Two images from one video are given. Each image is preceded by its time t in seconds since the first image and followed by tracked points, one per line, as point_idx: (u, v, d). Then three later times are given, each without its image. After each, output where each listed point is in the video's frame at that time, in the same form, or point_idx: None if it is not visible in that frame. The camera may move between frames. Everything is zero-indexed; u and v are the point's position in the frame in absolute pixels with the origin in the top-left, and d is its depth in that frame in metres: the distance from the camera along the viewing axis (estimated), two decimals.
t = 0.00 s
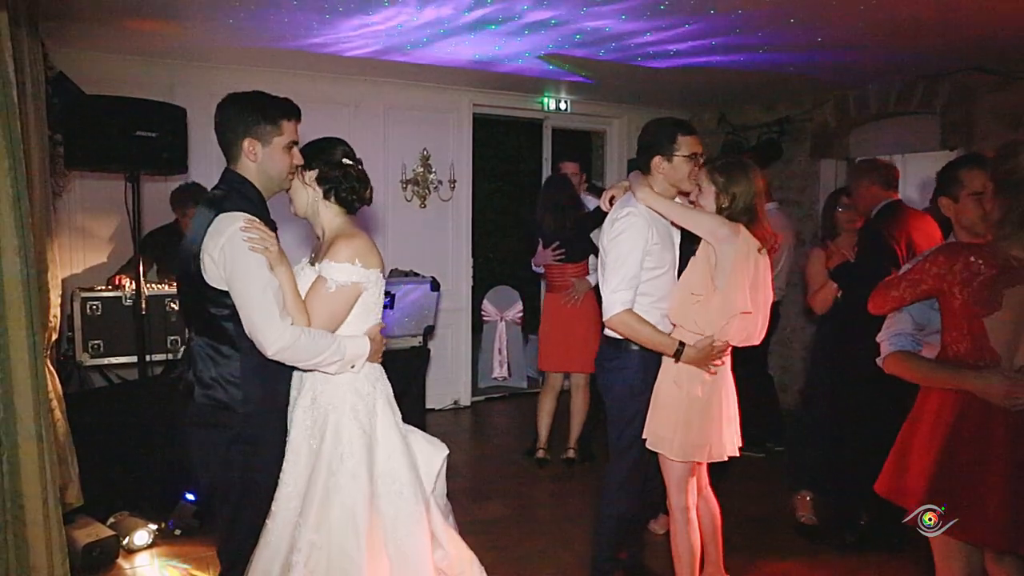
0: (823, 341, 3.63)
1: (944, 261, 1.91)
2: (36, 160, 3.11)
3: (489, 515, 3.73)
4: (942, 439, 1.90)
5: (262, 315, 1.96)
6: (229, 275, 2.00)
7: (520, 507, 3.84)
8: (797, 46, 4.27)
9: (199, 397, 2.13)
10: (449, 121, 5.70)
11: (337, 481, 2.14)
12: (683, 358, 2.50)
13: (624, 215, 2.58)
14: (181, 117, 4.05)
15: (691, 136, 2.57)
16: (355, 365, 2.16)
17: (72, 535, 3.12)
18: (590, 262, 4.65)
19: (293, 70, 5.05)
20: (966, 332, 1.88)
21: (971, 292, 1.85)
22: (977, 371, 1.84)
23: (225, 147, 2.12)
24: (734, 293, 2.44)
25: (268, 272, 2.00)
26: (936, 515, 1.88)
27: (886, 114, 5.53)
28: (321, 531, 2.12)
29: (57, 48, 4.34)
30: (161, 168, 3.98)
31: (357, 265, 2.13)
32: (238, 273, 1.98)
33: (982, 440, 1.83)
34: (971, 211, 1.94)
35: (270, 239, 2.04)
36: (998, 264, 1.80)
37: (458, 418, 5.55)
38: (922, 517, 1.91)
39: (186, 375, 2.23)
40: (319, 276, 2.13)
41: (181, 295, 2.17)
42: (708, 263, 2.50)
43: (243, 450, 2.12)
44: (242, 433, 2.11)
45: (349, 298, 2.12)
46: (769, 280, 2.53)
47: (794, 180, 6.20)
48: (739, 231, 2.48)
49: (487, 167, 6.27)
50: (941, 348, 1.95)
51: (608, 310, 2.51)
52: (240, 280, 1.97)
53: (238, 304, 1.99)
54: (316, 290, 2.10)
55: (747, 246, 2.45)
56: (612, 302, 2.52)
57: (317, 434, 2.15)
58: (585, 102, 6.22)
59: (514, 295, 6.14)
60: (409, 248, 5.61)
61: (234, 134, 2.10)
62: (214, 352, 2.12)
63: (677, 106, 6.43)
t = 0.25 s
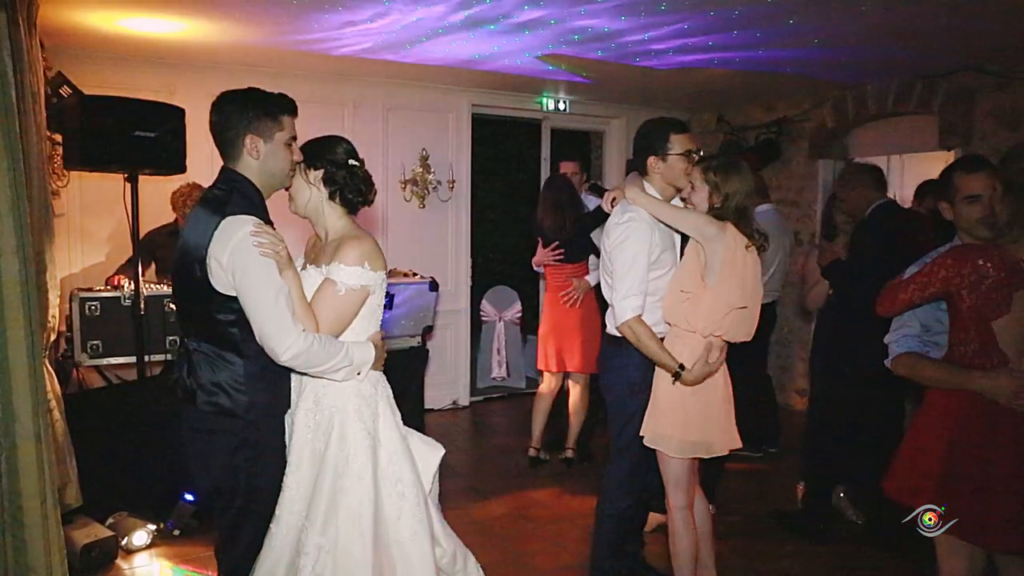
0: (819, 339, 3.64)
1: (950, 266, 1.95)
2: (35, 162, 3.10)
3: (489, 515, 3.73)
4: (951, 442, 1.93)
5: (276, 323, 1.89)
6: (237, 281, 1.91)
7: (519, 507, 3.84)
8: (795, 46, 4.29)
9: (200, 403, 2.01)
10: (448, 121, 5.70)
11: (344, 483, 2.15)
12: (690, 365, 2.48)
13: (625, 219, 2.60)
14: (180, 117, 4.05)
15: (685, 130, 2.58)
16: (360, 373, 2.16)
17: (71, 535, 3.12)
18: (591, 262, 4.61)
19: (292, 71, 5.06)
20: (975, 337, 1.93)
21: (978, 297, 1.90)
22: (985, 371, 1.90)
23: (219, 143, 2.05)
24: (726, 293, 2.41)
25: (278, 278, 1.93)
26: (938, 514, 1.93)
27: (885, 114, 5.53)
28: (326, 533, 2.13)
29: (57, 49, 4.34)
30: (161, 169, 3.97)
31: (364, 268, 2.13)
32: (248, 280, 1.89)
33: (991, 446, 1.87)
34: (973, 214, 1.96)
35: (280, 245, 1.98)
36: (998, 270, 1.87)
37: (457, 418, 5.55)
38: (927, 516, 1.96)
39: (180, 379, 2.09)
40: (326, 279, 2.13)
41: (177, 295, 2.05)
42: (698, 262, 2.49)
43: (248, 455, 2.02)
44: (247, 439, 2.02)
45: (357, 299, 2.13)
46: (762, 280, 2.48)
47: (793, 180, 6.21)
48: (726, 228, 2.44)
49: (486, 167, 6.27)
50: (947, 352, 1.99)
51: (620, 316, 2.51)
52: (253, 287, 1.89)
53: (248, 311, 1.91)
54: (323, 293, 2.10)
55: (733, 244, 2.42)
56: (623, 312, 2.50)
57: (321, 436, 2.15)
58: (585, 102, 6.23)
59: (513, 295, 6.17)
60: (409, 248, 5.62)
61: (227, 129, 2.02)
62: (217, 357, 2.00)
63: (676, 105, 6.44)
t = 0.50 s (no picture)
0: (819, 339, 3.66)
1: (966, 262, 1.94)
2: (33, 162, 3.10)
3: (489, 516, 3.72)
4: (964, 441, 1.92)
5: (282, 323, 1.89)
6: (242, 281, 1.90)
7: (519, 508, 3.83)
8: (795, 46, 4.28)
9: (203, 405, 1.97)
10: (447, 122, 5.70)
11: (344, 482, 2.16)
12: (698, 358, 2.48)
13: (625, 221, 2.61)
14: (179, 118, 4.05)
15: (681, 130, 2.61)
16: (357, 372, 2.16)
17: (70, 536, 3.11)
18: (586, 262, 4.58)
19: (291, 72, 5.06)
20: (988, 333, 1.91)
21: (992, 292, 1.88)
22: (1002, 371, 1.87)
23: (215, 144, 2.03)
24: (723, 292, 2.41)
25: (282, 278, 1.92)
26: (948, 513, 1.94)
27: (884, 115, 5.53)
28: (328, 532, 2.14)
29: (55, 50, 4.33)
30: (159, 169, 3.97)
31: (364, 268, 2.13)
32: (255, 279, 1.88)
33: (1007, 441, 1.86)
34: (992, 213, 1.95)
35: (284, 244, 1.97)
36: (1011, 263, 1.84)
37: (457, 418, 5.55)
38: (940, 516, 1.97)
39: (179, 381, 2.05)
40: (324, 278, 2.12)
41: (176, 296, 2.00)
42: (694, 263, 2.49)
43: (253, 455, 2.00)
44: (253, 440, 2.00)
45: (356, 299, 2.13)
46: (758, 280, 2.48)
47: (792, 180, 6.21)
48: (722, 227, 2.44)
49: (485, 167, 6.26)
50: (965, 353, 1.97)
51: (625, 314, 2.51)
52: (259, 286, 1.88)
53: (253, 312, 1.90)
54: (322, 293, 2.09)
55: (730, 243, 2.40)
56: (626, 308, 2.52)
57: (319, 435, 2.15)
58: (584, 102, 6.22)
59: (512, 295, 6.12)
60: (408, 248, 5.61)
61: (224, 130, 2.00)
62: (221, 358, 1.97)
63: (675, 106, 6.43)
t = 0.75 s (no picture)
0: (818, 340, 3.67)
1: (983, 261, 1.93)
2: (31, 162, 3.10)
3: (489, 516, 3.72)
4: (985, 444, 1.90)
5: (283, 319, 1.89)
6: (243, 277, 1.90)
7: (518, 508, 3.83)
8: (794, 47, 4.29)
9: (207, 403, 1.97)
10: (447, 122, 5.70)
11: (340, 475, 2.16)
12: (698, 351, 2.48)
13: (623, 222, 2.60)
14: (179, 118, 4.05)
15: (684, 135, 2.65)
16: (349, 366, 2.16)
17: (69, 536, 3.10)
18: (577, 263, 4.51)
19: (291, 72, 5.06)
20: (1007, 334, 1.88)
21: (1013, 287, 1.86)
22: None
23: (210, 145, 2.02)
24: (719, 291, 2.42)
25: (282, 274, 1.93)
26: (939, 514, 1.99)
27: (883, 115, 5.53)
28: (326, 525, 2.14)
29: (54, 49, 4.33)
30: (158, 169, 3.96)
31: (357, 263, 2.14)
32: (256, 275, 1.88)
33: None
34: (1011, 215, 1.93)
35: (283, 241, 1.98)
36: None
37: (456, 418, 5.55)
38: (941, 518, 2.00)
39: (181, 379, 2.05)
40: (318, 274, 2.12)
41: (174, 295, 1.99)
42: (690, 263, 2.49)
43: (255, 452, 2.00)
44: (256, 437, 2.00)
45: (352, 294, 2.14)
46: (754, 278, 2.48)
47: (792, 180, 6.21)
48: (718, 229, 2.43)
49: (485, 167, 6.26)
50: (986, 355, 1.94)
51: (625, 313, 2.52)
52: (260, 283, 1.88)
53: (253, 308, 1.89)
54: (317, 289, 2.09)
55: (727, 244, 2.41)
56: (626, 308, 2.52)
57: (315, 428, 2.14)
58: (583, 102, 6.22)
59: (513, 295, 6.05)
60: (407, 248, 5.61)
61: (220, 132, 1.99)
62: (224, 355, 1.97)
63: (674, 106, 6.43)
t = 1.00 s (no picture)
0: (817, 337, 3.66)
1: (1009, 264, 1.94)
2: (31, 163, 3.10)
3: (488, 516, 3.72)
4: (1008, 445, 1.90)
5: (270, 313, 1.89)
6: (235, 273, 1.89)
7: (518, 508, 3.83)
8: (793, 47, 4.29)
9: (205, 397, 1.97)
10: (446, 122, 5.70)
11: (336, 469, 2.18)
12: (693, 347, 2.48)
13: (621, 222, 2.61)
14: (179, 118, 4.04)
15: (682, 137, 2.65)
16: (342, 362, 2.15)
17: (69, 536, 3.11)
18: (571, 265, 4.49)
19: (291, 72, 5.06)
20: None
21: None
22: None
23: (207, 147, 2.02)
24: (715, 289, 2.42)
25: (275, 270, 1.93)
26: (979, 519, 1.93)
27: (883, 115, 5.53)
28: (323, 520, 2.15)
29: (54, 50, 4.33)
30: (159, 169, 3.96)
31: (348, 257, 2.14)
32: (247, 270, 1.88)
33: None
34: None
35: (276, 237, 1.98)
36: None
37: (456, 418, 5.55)
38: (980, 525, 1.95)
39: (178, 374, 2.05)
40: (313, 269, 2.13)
41: (170, 290, 1.99)
42: (687, 263, 2.49)
43: (252, 445, 2.00)
44: (253, 429, 2.00)
45: (344, 289, 2.14)
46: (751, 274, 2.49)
47: (791, 181, 6.22)
48: (716, 230, 2.44)
49: (484, 168, 6.27)
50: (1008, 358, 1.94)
51: (622, 310, 2.54)
52: (251, 279, 1.88)
53: (244, 303, 1.89)
54: (311, 285, 2.10)
55: (724, 243, 2.42)
56: (624, 306, 2.54)
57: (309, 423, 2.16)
58: (582, 103, 6.23)
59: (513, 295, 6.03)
60: (406, 248, 5.61)
61: (216, 134, 1.99)
62: (221, 349, 1.97)
63: (674, 106, 6.43)
